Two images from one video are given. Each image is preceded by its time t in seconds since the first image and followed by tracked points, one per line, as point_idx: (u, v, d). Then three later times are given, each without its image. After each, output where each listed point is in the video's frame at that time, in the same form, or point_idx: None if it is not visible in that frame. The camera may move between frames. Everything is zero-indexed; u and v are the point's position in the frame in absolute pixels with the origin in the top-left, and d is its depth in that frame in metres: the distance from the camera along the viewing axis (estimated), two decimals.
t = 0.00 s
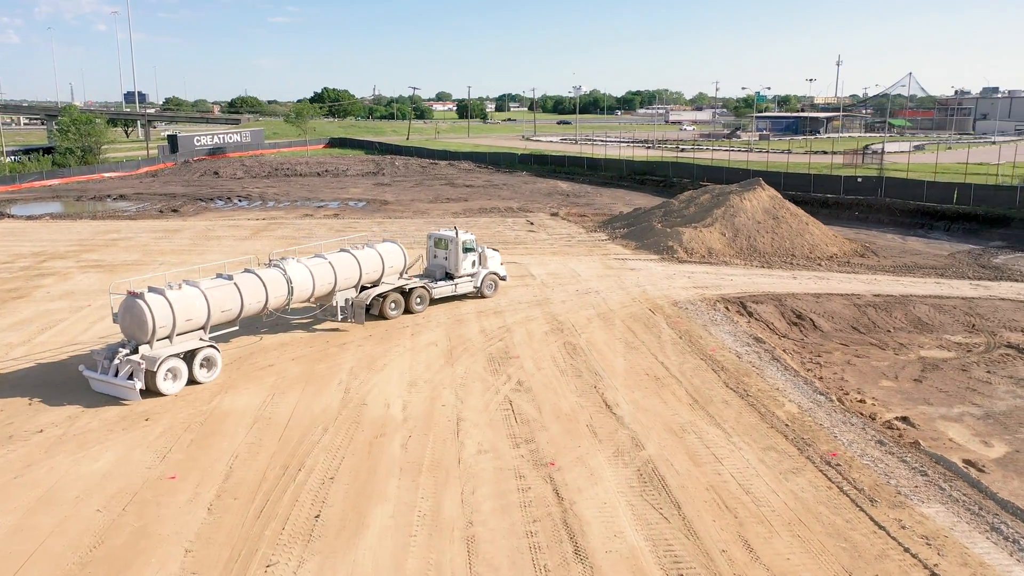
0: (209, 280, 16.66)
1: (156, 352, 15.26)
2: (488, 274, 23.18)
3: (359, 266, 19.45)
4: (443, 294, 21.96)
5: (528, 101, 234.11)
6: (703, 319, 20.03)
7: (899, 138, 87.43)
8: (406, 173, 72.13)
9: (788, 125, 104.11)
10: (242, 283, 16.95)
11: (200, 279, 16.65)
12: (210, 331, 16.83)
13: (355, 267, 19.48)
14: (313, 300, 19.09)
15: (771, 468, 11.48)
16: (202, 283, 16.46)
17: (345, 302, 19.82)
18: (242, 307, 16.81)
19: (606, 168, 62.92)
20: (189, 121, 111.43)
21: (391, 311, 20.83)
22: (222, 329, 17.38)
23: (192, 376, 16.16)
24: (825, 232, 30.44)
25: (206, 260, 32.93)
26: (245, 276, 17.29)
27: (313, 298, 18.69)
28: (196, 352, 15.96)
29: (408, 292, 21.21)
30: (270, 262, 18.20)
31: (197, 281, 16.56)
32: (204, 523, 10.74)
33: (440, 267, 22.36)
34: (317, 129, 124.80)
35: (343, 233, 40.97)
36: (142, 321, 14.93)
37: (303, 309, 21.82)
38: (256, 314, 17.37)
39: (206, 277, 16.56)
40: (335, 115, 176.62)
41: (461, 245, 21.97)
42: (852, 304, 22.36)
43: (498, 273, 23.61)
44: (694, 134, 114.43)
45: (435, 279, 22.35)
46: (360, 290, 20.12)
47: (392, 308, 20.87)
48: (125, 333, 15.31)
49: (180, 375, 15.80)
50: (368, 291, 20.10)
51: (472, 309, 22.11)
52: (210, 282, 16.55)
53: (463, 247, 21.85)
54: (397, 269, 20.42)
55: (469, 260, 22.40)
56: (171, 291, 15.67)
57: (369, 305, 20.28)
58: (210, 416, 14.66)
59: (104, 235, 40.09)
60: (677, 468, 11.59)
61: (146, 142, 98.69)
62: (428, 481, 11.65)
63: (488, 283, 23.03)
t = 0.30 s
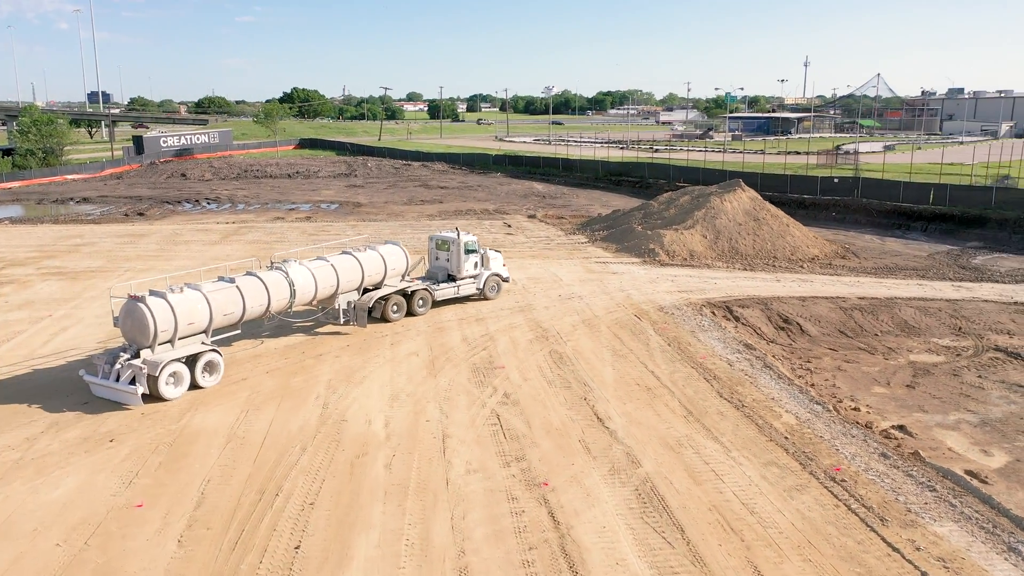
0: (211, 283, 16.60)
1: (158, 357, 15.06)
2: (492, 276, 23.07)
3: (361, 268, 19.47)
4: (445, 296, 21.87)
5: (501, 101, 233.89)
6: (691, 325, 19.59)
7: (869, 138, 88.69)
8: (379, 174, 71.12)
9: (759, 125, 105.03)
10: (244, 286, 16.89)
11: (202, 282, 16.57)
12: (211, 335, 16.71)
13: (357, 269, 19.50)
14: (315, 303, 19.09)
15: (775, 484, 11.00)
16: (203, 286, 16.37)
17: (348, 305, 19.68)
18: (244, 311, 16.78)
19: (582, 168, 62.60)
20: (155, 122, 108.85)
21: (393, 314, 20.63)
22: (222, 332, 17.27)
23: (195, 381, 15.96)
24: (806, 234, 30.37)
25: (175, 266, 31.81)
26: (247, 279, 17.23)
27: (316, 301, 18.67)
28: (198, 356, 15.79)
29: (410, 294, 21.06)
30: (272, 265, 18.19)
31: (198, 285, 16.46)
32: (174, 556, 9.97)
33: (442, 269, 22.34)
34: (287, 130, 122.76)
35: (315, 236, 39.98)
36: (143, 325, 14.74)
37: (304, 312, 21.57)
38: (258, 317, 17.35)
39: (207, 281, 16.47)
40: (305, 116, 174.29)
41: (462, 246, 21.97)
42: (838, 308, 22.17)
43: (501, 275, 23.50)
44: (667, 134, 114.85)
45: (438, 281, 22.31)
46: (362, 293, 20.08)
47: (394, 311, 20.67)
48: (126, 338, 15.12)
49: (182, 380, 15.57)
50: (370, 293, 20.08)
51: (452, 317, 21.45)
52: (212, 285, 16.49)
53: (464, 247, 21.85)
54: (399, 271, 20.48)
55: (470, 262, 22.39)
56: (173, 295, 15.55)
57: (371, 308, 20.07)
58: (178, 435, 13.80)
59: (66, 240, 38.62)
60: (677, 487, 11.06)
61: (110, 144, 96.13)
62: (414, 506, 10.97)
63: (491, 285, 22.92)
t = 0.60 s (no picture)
0: (217, 286, 16.39)
1: (164, 360, 14.87)
2: (499, 278, 22.74)
3: (368, 270, 19.23)
4: (451, 298, 21.59)
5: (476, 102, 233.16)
6: (682, 331, 19.10)
7: (844, 138, 89.66)
8: (355, 175, 70.12)
9: (735, 126, 105.73)
10: (251, 288, 16.64)
11: (208, 284, 16.36)
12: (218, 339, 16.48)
13: (364, 271, 19.25)
14: (321, 305, 18.85)
15: (783, 503, 10.49)
16: (210, 289, 16.17)
17: (354, 306, 19.54)
18: (251, 313, 16.55)
19: (561, 169, 62.20)
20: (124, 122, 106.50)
21: (399, 315, 20.53)
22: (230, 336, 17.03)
23: (201, 386, 15.76)
24: (790, 235, 30.18)
25: (145, 272, 30.77)
26: (253, 281, 17.01)
27: (322, 303, 18.43)
28: (205, 360, 15.57)
29: (416, 296, 20.90)
30: (278, 267, 17.87)
31: (204, 287, 16.26)
32: None
33: (448, 270, 21.96)
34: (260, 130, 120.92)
35: (290, 240, 39.02)
36: (150, 328, 14.56)
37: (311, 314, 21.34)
38: (264, 320, 17.08)
39: (214, 283, 16.28)
40: (278, 116, 172.11)
41: (470, 248, 21.59)
42: (827, 312, 21.87)
43: (509, 276, 23.16)
44: (645, 134, 115.12)
45: (444, 283, 21.96)
46: (368, 294, 19.91)
47: (400, 313, 20.56)
48: (131, 341, 14.92)
49: (189, 384, 15.34)
50: (376, 295, 19.90)
51: (436, 324, 20.75)
52: (219, 288, 16.28)
53: (472, 250, 21.46)
54: (405, 272, 20.24)
55: (478, 263, 22.01)
56: (179, 298, 15.36)
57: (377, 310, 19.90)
58: (149, 457, 12.96)
59: (30, 245, 37.30)
60: (681, 508, 10.50)
61: (77, 145, 93.85)
62: (403, 533, 10.30)
63: (498, 287, 22.60)
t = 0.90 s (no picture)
0: (225, 288, 16.32)
1: (172, 363, 14.76)
2: (508, 280, 22.53)
3: (376, 272, 19.11)
4: (460, 300, 21.37)
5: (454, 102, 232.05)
6: (675, 337, 18.60)
7: (821, 138, 90.29)
8: (332, 176, 69.03)
9: (713, 126, 106.10)
10: (259, 290, 16.58)
11: (216, 286, 16.30)
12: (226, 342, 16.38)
13: (373, 273, 19.13)
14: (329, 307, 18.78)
15: (794, 524, 9.98)
16: (218, 291, 16.11)
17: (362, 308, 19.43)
18: (259, 315, 16.46)
19: (542, 170, 61.69)
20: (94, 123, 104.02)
21: (408, 318, 20.36)
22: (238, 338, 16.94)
23: (210, 389, 15.62)
24: (777, 236, 29.92)
25: (116, 278, 29.67)
26: (262, 283, 16.93)
27: (330, 305, 18.37)
28: (213, 362, 15.45)
29: (424, 298, 20.72)
30: (287, 268, 17.81)
31: (213, 290, 16.22)
32: None
33: (457, 272, 21.72)
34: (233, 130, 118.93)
35: (267, 243, 38.02)
36: (158, 330, 14.51)
37: (318, 315, 21.16)
38: (272, 321, 17.01)
39: (222, 286, 16.22)
40: (252, 116, 169.71)
41: (479, 250, 21.34)
42: (820, 316, 21.51)
43: (518, 278, 22.95)
44: (623, 134, 115.14)
45: (453, 285, 21.71)
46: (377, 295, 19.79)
47: (408, 315, 20.41)
48: (139, 344, 14.83)
49: (197, 387, 15.23)
50: (385, 297, 19.76)
51: (421, 332, 20.07)
52: (227, 290, 16.22)
53: (481, 251, 21.21)
54: (413, 274, 20.04)
55: (487, 265, 21.81)
56: (187, 300, 15.30)
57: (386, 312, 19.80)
58: (118, 481, 12.13)
59: None
60: (688, 530, 9.94)
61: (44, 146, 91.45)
62: (392, 563, 9.62)
63: (507, 289, 22.38)
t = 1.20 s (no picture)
0: (233, 290, 16.04)
1: (180, 367, 14.56)
2: (517, 280, 22.25)
3: (384, 273, 18.78)
4: (469, 301, 21.08)
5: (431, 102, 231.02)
6: (668, 344, 18.09)
7: (799, 138, 90.91)
8: (308, 177, 67.88)
9: (692, 126, 106.35)
10: (267, 292, 16.33)
11: (224, 288, 16.00)
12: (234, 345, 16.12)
13: (381, 274, 18.79)
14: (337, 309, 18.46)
15: (807, 547, 9.46)
16: (226, 293, 15.82)
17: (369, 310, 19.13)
18: (267, 318, 16.19)
19: (521, 171, 61.08)
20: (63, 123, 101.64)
21: (415, 320, 20.10)
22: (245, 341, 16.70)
23: (217, 392, 15.43)
24: (763, 238, 29.63)
25: (83, 285, 28.54)
26: (270, 285, 16.63)
27: (339, 307, 18.05)
28: (221, 366, 15.26)
29: (432, 299, 20.45)
30: (294, 270, 17.55)
31: (221, 291, 15.93)
32: None
33: (465, 273, 21.35)
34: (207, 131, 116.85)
35: (242, 246, 37.05)
36: (166, 333, 14.27)
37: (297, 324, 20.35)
38: (280, 324, 16.71)
39: (231, 288, 15.93)
40: (226, 116, 167.19)
41: (488, 250, 21.03)
42: (811, 320, 21.14)
43: (527, 278, 22.68)
44: (602, 134, 115.08)
45: (461, 286, 21.33)
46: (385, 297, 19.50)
47: (416, 317, 20.15)
48: (146, 346, 14.62)
49: (205, 391, 15.06)
50: (393, 298, 19.44)
51: (405, 341, 19.37)
52: (235, 292, 15.93)
53: (490, 252, 20.89)
54: (422, 276, 19.72)
55: (495, 266, 21.47)
56: (195, 302, 15.02)
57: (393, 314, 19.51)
58: (84, 509, 11.31)
59: None
60: (697, 557, 9.39)
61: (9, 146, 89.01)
62: None
63: (516, 289, 22.10)
